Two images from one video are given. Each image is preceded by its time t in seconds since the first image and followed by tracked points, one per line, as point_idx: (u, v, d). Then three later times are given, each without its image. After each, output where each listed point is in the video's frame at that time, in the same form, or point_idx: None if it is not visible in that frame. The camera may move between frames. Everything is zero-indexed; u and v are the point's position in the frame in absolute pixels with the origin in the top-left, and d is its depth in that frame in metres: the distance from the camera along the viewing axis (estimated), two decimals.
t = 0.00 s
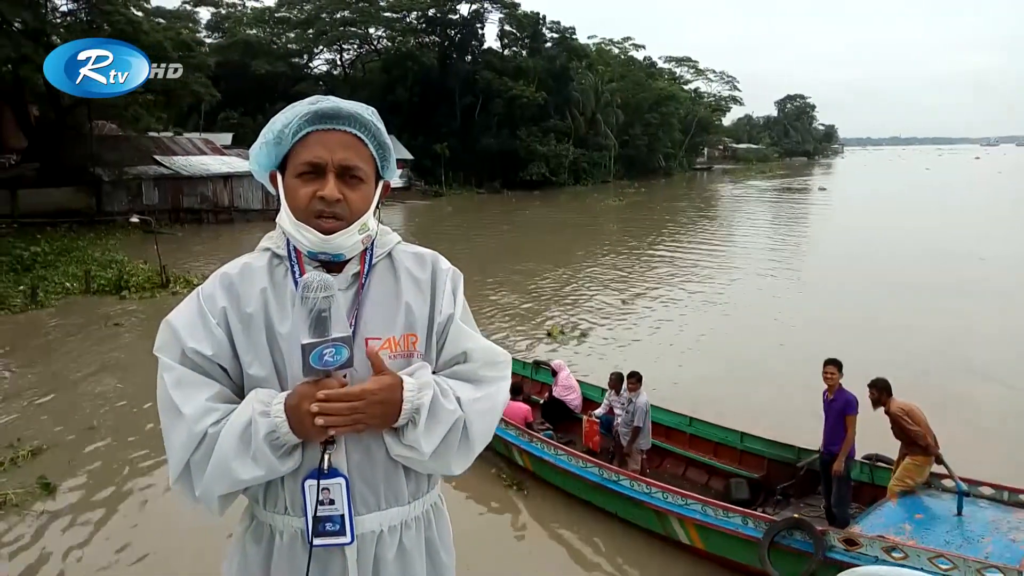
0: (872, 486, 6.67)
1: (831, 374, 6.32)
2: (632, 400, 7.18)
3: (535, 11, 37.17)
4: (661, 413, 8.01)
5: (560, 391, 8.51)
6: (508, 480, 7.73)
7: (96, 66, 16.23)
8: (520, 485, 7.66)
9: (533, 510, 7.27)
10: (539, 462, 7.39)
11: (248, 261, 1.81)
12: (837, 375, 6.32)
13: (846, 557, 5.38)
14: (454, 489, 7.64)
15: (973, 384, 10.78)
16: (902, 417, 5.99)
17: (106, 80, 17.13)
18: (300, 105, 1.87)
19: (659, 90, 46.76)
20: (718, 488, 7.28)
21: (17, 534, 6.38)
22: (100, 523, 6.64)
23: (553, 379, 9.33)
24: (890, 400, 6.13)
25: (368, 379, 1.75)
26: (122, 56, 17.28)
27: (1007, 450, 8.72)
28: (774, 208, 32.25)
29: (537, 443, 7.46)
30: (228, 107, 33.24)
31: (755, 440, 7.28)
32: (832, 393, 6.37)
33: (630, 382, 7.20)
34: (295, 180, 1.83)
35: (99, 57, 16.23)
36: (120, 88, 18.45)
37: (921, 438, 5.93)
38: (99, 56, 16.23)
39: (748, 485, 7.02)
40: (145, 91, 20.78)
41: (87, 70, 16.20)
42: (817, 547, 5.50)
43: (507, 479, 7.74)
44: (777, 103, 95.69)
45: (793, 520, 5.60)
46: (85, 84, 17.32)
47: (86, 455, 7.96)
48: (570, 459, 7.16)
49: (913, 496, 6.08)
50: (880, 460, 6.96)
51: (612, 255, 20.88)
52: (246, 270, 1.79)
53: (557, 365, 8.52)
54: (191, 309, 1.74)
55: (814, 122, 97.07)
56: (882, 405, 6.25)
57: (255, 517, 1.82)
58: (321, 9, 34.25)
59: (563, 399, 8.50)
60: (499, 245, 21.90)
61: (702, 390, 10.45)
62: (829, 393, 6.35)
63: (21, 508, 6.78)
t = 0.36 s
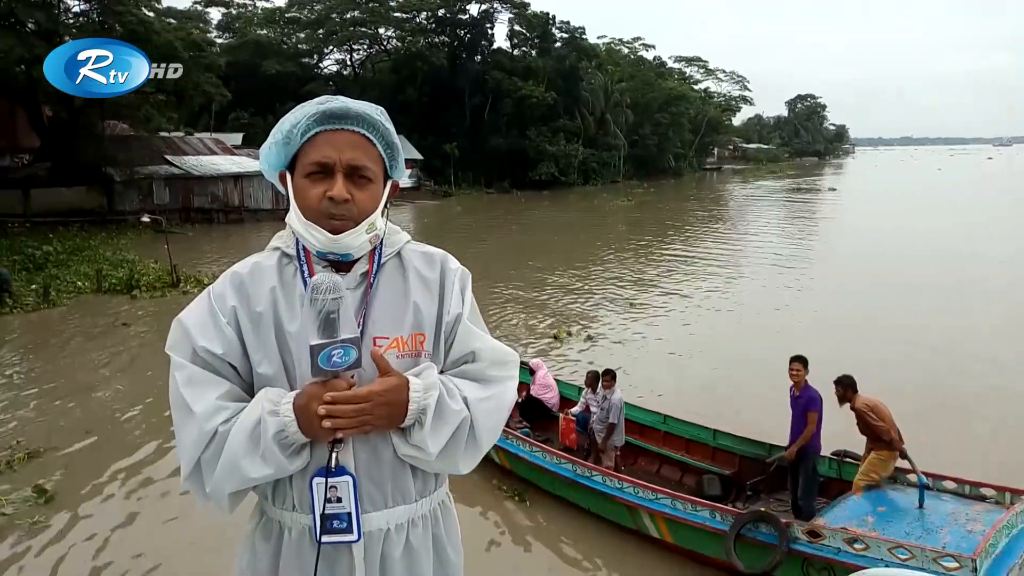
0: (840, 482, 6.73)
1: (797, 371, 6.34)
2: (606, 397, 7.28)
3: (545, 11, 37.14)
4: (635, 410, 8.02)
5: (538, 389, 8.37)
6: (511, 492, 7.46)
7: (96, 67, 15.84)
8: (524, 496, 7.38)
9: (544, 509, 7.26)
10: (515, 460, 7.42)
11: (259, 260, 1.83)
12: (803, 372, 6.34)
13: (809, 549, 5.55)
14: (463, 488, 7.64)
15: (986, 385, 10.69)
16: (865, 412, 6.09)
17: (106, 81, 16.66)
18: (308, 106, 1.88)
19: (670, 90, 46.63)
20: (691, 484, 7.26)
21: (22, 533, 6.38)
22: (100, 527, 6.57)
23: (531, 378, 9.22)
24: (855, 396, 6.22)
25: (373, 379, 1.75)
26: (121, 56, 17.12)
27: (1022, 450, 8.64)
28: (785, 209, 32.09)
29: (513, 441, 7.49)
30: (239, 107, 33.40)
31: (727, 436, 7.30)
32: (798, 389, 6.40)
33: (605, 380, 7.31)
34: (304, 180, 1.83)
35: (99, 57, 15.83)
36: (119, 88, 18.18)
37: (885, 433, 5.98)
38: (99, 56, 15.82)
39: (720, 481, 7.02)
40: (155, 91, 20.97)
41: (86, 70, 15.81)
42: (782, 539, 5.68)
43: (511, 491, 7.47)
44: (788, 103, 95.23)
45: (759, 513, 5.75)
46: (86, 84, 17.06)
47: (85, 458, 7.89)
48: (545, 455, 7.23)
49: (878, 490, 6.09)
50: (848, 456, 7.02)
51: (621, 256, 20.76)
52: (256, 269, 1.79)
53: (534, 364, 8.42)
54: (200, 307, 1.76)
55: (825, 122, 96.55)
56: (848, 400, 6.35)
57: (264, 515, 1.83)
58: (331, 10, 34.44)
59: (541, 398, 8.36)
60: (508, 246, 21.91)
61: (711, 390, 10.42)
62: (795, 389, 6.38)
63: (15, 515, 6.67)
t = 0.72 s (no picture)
0: (814, 478, 6.78)
1: (770, 368, 6.33)
2: (586, 395, 7.33)
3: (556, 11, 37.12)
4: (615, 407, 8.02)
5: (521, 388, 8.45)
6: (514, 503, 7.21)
7: (96, 67, 15.25)
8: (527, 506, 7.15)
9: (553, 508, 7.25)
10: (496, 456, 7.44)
11: (271, 260, 1.84)
12: (775, 370, 6.35)
13: (780, 542, 5.58)
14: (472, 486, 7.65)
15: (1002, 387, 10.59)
16: (837, 409, 6.25)
17: (106, 81, 15.92)
18: (319, 105, 1.89)
19: (680, 91, 46.49)
20: (670, 481, 7.29)
21: (30, 532, 6.39)
22: (100, 532, 6.49)
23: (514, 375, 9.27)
24: (827, 392, 6.39)
25: (386, 378, 1.77)
26: (122, 57, 16.71)
27: None
28: (797, 210, 31.88)
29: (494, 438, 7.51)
30: (250, 108, 33.59)
31: (706, 434, 7.29)
32: (770, 386, 6.42)
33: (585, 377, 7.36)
34: (314, 180, 1.85)
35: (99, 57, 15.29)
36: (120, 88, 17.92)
37: (855, 427, 6.16)
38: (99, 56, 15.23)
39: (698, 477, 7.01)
40: (166, 91, 21.09)
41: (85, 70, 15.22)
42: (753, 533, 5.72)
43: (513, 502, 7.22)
44: (800, 102, 94.80)
45: (731, 507, 5.79)
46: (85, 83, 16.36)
47: (85, 462, 7.80)
48: (525, 452, 7.27)
49: (850, 485, 6.21)
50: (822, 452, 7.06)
51: (630, 257, 20.66)
52: (267, 267, 1.81)
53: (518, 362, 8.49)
54: (211, 305, 1.77)
55: (837, 123, 95.92)
56: (820, 397, 6.49)
57: (275, 511, 1.84)
58: (342, 10, 34.66)
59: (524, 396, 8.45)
60: (518, 245, 21.92)
61: (721, 392, 10.39)
62: (768, 386, 6.37)
63: (10, 522, 6.55)
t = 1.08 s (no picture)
0: (794, 475, 6.75)
1: (749, 366, 6.36)
2: (570, 393, 7.32)
3: (567, 12, 37.14)
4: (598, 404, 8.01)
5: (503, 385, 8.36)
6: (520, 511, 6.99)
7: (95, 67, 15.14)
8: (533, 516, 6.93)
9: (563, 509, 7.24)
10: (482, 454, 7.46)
11: (285, 259, 1.85)
12: (754, 367, 6.37)
13: (757, 537, 5.62)
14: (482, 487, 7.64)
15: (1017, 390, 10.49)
16: (816, 406, 6.26)
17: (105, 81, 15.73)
18: (334, 105, 1.90)
19: (692, 91, 46.37)
20: (653, 479, 7.31)
21: (43, 531, 6.44)
22: (107, 533, 6.49)
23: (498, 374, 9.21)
24: (805, 390, 6.39)
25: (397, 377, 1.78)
26: (121, 56, 16.45)
27: None
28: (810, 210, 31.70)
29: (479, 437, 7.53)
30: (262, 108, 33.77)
31: (688, 431, 7.28)
32: (749, 384, 6.45)
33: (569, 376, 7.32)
34: (328, 179, 1.86)
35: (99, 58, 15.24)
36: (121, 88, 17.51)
37: (833, 425, 6.14)
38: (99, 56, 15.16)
39: (680, 475, 7.02)
40: (179, 91, 20.93)
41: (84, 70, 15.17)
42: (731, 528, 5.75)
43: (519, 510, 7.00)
44: (811, 102, 94.45)
45: (710, 504, 5.81)
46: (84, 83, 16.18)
47: (90, 464, 7.79)
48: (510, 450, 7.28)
49: (827, 481, 6.19)
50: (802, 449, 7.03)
51: (640, 258, 20.59)
52: (281, 266, 1.83)
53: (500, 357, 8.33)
54: (226, 303, 1.79)
55: (850, 123, 95.30)
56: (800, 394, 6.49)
57: (288, 509, 1.85)
58: (354, 11, 34.88)
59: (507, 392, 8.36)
60: (529, 246, 21.92)
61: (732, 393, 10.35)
62: (747, 384, 6.40)
63: (23, 520, 6.61)
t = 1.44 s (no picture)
0: (774, 470, 6.72)
1: (727, 364, 6.43)
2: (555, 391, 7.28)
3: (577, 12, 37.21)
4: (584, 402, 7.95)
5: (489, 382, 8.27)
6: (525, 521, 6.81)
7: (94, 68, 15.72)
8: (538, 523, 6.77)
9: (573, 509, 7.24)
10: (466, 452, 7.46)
11: (298, 259, 1.87)
12: (733, 365, 6.43)
13: (735, 532, 5.59)
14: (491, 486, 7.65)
15: None
16: (795, 403, 6.25)
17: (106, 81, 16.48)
18: (347, 106, 1.92)
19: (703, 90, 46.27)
20: (638, 475, 7.35)
21: (56, 529, 6.51)
22: (120, 530, 6.54)
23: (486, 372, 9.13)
24: (786, 388, 6.40)
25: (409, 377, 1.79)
26: (122, 56, 16.75)
27: None
28: (823, 211, 31.50)
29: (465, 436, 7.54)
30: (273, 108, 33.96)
31: (673, 429, 7.21)
32: (728, 381, 6.49)
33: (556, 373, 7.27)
34: (342, 179, 1.88)
35: (98, 57, 15.69)
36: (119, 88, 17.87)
37: (813, 422, 6.15)
38: (99, 56, 15.67)
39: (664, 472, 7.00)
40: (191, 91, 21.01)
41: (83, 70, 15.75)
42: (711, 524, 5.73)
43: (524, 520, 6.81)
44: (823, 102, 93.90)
45: (689, 499, 5.77)
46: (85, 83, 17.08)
47: (98, 464, 7.82)
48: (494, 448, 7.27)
49: (807, 477, 6.23)
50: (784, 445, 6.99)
51: (650, 258, 20.54)
52: (294, 265, 1.85)
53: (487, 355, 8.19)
54: (240, 302, 1.81)
55: (862, 123, 94.71)
56: (780, 392, 6.50)
57: (300, 507, 1.87)
58: (365, 11, 35.23)
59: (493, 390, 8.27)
60: (539, 246, 21.94)
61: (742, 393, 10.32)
62: (726, 381, 6.46)
63: (37, 517, 6.68)
